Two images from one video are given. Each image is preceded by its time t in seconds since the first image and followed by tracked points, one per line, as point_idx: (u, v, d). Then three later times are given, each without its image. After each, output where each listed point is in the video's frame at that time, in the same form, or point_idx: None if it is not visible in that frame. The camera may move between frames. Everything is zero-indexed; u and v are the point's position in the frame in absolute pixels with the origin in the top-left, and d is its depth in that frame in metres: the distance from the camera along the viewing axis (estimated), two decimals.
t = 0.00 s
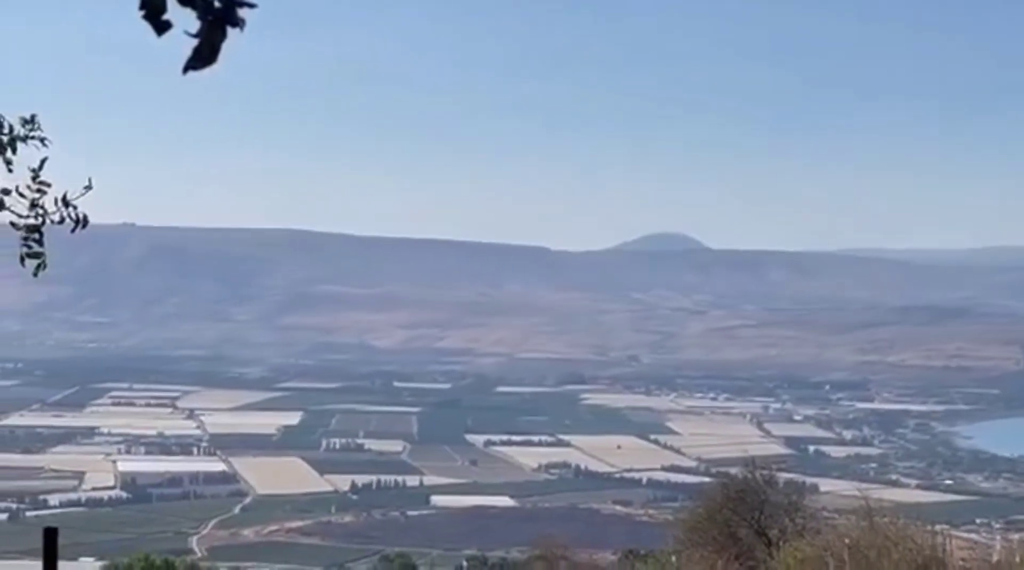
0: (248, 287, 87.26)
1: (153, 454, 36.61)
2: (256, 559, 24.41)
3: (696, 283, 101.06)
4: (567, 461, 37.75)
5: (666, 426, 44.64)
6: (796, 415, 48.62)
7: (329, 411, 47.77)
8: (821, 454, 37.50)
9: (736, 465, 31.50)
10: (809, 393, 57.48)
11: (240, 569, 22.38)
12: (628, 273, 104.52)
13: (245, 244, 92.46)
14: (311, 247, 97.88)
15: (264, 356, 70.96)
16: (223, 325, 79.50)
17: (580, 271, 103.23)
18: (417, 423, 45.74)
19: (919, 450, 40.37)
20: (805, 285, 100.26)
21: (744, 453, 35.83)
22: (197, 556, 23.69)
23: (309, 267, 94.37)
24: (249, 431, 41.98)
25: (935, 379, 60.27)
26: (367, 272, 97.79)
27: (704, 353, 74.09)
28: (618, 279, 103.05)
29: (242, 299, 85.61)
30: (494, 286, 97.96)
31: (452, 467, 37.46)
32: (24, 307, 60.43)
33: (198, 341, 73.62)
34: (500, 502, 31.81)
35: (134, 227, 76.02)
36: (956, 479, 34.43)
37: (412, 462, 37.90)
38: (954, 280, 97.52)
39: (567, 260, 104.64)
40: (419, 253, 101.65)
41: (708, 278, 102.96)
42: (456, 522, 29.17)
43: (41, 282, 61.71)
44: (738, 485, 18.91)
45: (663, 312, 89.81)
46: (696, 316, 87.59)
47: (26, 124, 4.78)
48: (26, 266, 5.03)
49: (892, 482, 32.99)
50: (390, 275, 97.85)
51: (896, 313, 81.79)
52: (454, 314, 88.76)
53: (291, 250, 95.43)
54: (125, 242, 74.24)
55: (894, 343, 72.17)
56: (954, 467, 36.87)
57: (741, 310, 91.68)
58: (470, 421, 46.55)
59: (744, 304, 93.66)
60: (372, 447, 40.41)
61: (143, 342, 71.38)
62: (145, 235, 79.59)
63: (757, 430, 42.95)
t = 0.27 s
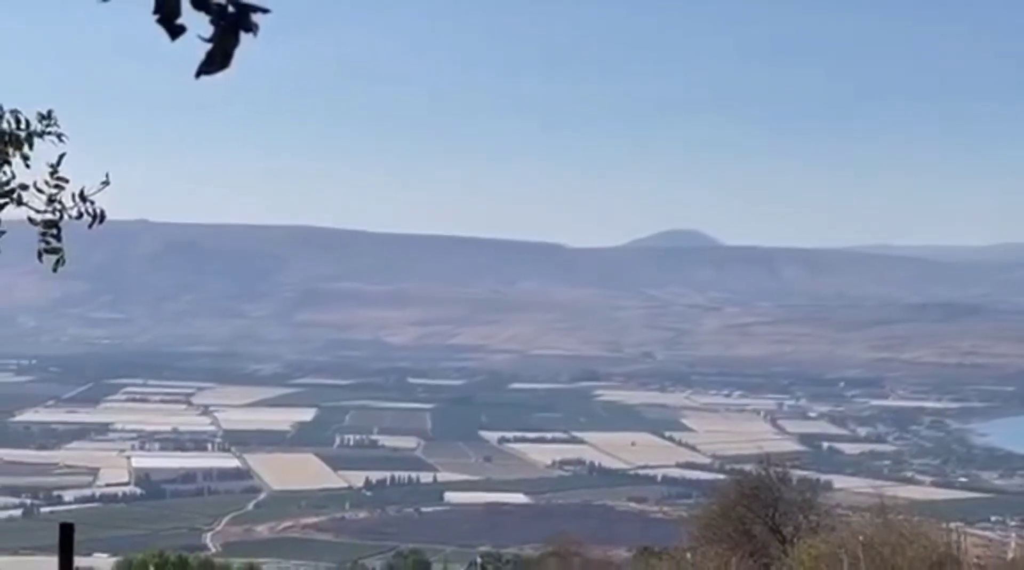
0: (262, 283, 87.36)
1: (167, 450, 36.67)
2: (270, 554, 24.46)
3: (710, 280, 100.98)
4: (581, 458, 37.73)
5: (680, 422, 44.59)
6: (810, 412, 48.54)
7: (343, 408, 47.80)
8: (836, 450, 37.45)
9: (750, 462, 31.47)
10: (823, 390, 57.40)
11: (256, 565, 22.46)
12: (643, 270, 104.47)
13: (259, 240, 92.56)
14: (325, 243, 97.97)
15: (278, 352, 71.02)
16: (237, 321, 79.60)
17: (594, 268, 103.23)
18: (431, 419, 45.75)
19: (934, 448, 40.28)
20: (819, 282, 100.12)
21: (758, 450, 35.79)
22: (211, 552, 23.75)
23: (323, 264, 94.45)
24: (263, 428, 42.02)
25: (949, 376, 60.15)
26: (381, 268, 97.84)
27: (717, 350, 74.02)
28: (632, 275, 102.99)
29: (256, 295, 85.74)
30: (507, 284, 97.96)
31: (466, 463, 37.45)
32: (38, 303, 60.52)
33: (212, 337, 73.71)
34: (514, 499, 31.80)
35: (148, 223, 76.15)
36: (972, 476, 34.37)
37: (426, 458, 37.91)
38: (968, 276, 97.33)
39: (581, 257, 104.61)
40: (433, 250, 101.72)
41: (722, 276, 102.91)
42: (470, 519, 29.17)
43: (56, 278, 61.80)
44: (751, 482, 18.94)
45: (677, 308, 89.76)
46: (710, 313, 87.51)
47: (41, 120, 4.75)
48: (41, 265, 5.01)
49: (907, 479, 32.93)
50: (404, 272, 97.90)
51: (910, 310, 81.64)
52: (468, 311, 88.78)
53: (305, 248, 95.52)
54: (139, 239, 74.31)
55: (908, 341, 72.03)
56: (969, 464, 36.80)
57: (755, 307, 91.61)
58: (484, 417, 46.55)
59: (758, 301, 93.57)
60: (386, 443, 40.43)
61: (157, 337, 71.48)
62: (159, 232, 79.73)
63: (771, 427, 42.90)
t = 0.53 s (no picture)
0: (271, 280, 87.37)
1: (175, 447, 36.66)
2: (278, 551, 24.46)
3: (719, 277, 100.87)
4: (589, 455, 37.67)
5: (688, 420, 44.53)
6: (819, 410, 48.45)
7: (351, 404, 47.76)
8: (845, 449, 37.38)
9: (758, 459, 31.42)
10: (832, 387, 57.31)
11: (264, 562, 22.49)
12: (652, 266, 104.37)
13: (268, 237, 92.57)
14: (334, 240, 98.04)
15: (287, 349, 71.00)
16: (245, 318, 79.62)
17: (603, 266, 103.14)
18: (440, 416, 45.72)
19: (943, 445, 40.20)
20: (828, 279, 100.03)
21: (767, 447, 35.73)
22: (219, 549, 23.77)
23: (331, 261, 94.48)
24: (271, 425, 41.99)
25: (958, 373, 60.05)
26: (389, 264, 97.80)
27: (726, 347, 73.94)
28: (641, 272, 102.89)
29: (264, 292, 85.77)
30: (516, 281, 97.89)
31: (474, 460, 37.43)
32: (47, 299, 60.55)
33: (221, 333, 73.74)
34: (522, 496, 31.77)
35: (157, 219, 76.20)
36: (980, 474, 34.30)
37: (434, 456, 37.87)
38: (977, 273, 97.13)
39: (590, 254, 104.56)
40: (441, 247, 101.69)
41: (731, 273, 102.79)
42: (478, 516, 29.12)
43: (64, 274, 61.83)
44: (759, 479, 18.91)
45: (685, 305, 89.72)
46: (719, 310, 87.42)
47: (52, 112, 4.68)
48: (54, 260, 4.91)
49: (916, 477, 32.86)
50: (412, 268, 97.87)
51: (919, 307, 81.50)
52: (476, 307, 88.72)
53: (313, 244, 95.50)
54: (147, 235, 74.34)
55: (917, 338, 71.91)
56: (978, 462, 36.72)
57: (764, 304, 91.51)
58: (492, 414, 46.50)
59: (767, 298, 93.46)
60: (394, 440, 40.39)
61: (165, 333, 71.49)
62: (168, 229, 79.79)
63: (779, 425, 42.82)
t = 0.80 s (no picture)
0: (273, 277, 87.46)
1: (177, 443, 36.71)
2: (280, 547, 24.51)
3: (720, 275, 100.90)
4: (591, 452, 37.72)
5: (690, 417, 44.56)
6: (820, 407, 48.50)
7: (352, 401, 47.81)
8: (846, 446, 37.42)
9: (759, 457, 31.46)
10: (833, 385, 57.35)
11: (266, 558, 22.52)
12: (653, 264, 104.39)
13: (270, 234, 92.65)
14: (335, 237, 98.13)
15: (288, 345, 71.06)
16: (247, 315, 79.69)
17: (605, 264, 103.17)
18: (442, 414, 45.78)
19: (944, 443, 40.24)
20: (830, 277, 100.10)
21: (768, 445, 35.77)
22: (221, 544, 23.83)
23: (333, 258, 94.55)
24: (273, 421, 42.04)
25: (960, 371, 60.08)
26: (391, 262, 97.86)
27: (727, 344, 74.00)
28: (643, 269, 102.95)
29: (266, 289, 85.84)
30: (518, 278, 97.95)
31: (476, 457, 37.48)
32: (49, 296, 60.63)
33: (222, 330, 73.80)
34: (523, 493, 31.81)
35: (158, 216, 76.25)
36: (981, 472, 34.33)
37: (436, 453, 37.93)
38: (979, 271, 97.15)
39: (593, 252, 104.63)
40: (443, 245, 101.74)
41: (732, 271, 102.81)
42: (480, 513, 29.17)
43: (66, 271, 61.91)
44: (762, 476, 18.91)
45: (687, 303, 89.78)
46: (721, 308, 87.46)
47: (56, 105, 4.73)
48: (56, 250, 4.98)
49: (917, 474, 32.91)
50: (414, 266, 97.93)
51: (920, 305, 81.54)
52: (479, 305, 88.81)
53: (315, 241, 95.59)
54: (149, 232, 74.40)
55: (919, 335, 71.97)
56: (978, 459, 36.75)
57: (766, 301, 91.55)
58: (494, 411, 46.57)
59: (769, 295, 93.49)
60: (396, 437, 40.44)
61: (167, 330, 71.57)
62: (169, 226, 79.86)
63: (781, 422, 42.86)
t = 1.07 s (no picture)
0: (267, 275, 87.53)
1: (171, 441, 36.72)
2: (274, 545, 24.52)
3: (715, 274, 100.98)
4: (585, 450, 37.74)
5: (683, 415, 44.64)
6: (814, 405, 48.59)
7: (347, 399, 47.82)
8: (840, 444, 37.45)
9: (753, 454, 31.53)
10: (827, 383, 57.49)
11: (261, 556, 22.54)
12: (649, 261, 104.53)
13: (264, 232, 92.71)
14: (330, 235, 98.15)
15: (283, 343, 71.07)
16: (242, 312, 79.69)
17: (600, 263, 103.25)
18: (436, 411, 45.81)
19: (937, 441, 40.34)
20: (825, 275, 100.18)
21: (762, 443, 35.83)
22: (216, 543, 23.84)
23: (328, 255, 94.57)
24: (267, 419, 42.06)
25: (953, 369, 60.17)
26: (386, 259, 97.90)
27: (721, 342, 74.07)
28: (639, 267, 103.01)
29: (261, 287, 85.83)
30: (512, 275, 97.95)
31: (470, 454, 37.56)
32: (44, 294, 60.67)
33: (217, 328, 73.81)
34: (517, 490, 31.88)
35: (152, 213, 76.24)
36: (974, 470, 34.41)
37: (429, 450, 37.94)
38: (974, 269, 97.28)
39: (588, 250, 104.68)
40: (438, 243, 101.79)
41: (728, 268, 102.89)
42: (474, 510, 29.19)
43: (61, 269, 61.94)
44: (756, 474, 18.92)
45: (682, 301, 89.84)
46: (715, 306, 87.56)
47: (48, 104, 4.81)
48: (52, 244, 5.16)
49: (911, 472, 32.99)
50: (408, 263, 97.95)
51: (915, 303, 81.63)
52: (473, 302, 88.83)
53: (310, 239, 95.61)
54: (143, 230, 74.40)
55: (912, 334, 72.06)
56: (972, 457, 36.85)
57: (760, 299, 91.62)
58: (488, 409, 46.59)
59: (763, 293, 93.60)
60: (390, 434, 40.48)
61: (161, 328, 71.59)
62: (164, 223, 79.86)
63: (775, 420, 42.95)
